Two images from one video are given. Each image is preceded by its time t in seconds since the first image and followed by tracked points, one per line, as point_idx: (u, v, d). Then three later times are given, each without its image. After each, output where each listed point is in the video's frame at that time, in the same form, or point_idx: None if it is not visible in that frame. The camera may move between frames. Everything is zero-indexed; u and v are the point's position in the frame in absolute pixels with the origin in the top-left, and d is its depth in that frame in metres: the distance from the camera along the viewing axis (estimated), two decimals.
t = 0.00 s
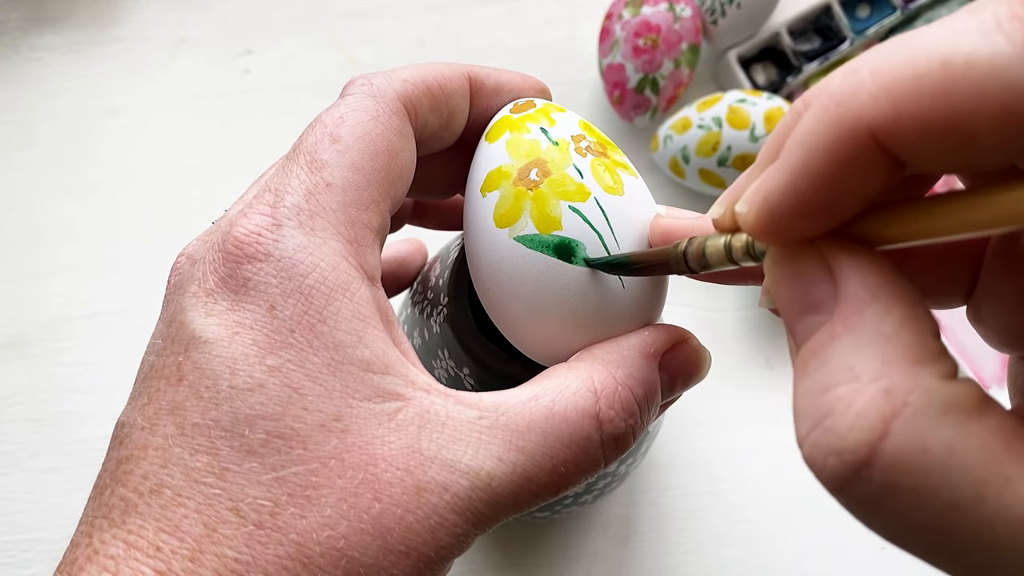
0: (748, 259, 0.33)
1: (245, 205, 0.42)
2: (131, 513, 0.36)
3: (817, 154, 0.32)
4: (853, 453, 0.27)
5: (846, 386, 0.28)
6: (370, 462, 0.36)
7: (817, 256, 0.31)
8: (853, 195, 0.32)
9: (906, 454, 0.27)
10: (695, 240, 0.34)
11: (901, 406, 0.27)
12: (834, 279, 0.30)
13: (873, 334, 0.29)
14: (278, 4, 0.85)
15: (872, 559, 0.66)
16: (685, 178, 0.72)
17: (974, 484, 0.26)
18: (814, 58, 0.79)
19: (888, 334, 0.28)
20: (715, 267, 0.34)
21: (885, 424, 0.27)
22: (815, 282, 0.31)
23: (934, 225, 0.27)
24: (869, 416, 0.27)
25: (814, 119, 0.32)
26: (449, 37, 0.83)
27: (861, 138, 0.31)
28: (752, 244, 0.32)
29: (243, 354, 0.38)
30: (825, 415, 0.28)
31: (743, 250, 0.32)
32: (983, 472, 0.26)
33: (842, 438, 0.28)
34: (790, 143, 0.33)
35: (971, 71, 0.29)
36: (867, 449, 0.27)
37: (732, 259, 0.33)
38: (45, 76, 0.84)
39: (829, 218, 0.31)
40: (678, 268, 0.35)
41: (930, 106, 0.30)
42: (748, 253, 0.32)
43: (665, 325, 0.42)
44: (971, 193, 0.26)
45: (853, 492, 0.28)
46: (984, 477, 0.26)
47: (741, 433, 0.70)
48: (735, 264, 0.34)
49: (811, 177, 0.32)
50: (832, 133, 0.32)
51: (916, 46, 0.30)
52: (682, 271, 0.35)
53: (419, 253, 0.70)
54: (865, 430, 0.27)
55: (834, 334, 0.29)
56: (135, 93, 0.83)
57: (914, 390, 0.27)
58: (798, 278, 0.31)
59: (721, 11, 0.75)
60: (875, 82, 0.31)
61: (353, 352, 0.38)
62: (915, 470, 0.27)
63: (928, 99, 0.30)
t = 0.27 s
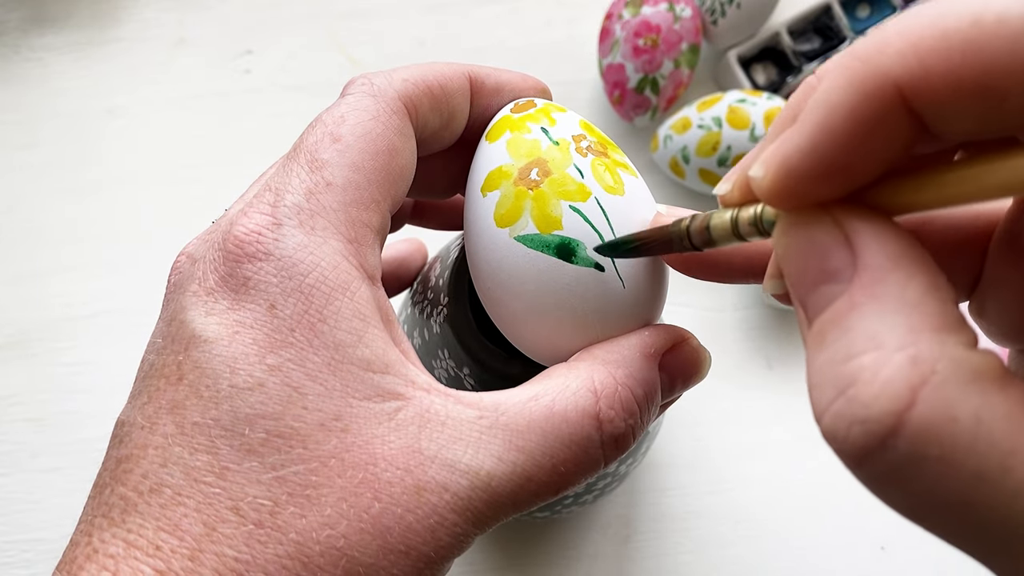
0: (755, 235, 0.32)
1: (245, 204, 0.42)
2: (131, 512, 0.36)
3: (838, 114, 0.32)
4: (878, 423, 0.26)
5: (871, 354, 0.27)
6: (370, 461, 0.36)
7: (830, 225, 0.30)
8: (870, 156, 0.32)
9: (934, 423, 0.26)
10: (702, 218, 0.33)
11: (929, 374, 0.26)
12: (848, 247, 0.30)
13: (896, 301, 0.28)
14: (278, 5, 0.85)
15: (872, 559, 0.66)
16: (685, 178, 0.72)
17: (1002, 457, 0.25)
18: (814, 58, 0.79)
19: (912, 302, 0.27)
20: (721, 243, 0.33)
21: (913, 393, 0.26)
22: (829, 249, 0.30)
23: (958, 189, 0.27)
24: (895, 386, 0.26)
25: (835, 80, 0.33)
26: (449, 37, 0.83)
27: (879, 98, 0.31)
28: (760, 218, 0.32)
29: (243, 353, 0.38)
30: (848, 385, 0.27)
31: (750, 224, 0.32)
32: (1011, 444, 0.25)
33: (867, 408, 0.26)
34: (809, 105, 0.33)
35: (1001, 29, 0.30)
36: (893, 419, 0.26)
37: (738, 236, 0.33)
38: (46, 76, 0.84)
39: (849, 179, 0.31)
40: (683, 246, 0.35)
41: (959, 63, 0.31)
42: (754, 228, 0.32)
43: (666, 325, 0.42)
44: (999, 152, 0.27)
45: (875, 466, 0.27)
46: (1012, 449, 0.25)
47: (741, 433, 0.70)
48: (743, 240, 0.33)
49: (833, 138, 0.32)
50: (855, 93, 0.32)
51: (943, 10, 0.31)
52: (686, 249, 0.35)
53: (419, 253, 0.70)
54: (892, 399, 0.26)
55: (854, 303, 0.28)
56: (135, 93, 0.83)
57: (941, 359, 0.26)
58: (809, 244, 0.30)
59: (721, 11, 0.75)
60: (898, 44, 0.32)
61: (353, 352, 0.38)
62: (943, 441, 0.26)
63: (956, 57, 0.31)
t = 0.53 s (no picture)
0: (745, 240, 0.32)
1: (245, 203, 0.42)
2: (130, 511, 0.36)
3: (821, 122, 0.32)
4: (865, 422, 0.27)
5: (857, 354, 0.27)
6: (370, 460, 0.36)
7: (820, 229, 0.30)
8: (855, 161, 0.32)
9: (920, 421, 0.26)
10: (689, 223, 0.33)
11: (915, 373, 0.26)
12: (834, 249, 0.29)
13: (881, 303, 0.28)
14: (278, 4, 0.85)
15: (873, 559, 0.66)
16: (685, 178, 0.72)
17: (990, 455, 0.25)
18: (814, 58, 0.79)
19: (899, 303, 0.27)
20: (711, 246, 0.33)
21: (899, 392, 0.26)
22: (816, 252, 0.30)
23: (954, 191, 0.26)
24: (881, 385, 0.26)
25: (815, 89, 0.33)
26: (449, 37, 0.83)
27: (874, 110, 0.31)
28: (749, 222, 0.31)
29: (243, 351, 0.38)
30: (835, 386, 0.27)
31: (739, 228, 0.32)
32: (999, 442, 0.25)
33: (853, 408, 0.27)
34: (793, 112, 0.33)
35: (982, 34, 0.30)
36: (879, 418, 0.26)
37: (728, 240, 0.32)
38: (46, 76, 0.84)
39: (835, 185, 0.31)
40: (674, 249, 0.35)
41: (938, 70, 0.31)
42: (744, 233, 0.32)
43: (665, 325, 0.42)
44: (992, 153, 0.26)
45: (865, 465, 0.27)
46: (1000, 448, 0.25)
47: (741, 433, 0.70)
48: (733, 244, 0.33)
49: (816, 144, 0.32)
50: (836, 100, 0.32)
51: (921, 15, 0.31)
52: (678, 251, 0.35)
53: (419, 253, 0.70)
54: (878, 398, 0.26)
55: (842, 305, 0.28)
56: (136, 93, 0.83)
57: (927, 358, 0.26)
58: (797, 248, 0.30)
59: (721, 11, 0.75)
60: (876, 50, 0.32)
61: (353, 351, 0.38)
62: (930, 439, 0.26)
63: (936, 63, 0.31)
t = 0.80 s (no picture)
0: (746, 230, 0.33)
1: (245, 202, 0.42)
2: (130, 510, 0.36)
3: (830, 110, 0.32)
4: (878, 416, 0.26)
5: (869, 346, 0.27)
6: (370, 459, 0.36)
7: (822, 215, 0.30)
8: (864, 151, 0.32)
9: (934, 415, 0.26)
10: (693, 211, 0.34)
11: (929, 365, 0.26)
12: (842, 242, 0.29)
13: (892, 296, 0.28)
14: (278, 4, 0.85)
15: (873, 560, 0.66)
16: (685, 178, 0.72)
17: (1002, 449, 0.25)
18: (814, 58, 0.79)
19: (910, 296, 0.27)
20: (712, 237, 0.34)
21: (912, 385, 0.26)
22: (823, 244, 0.30)
23: (947, 185, 0.27)
24: (895, 379, 0.26)
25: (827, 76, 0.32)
26: (449, 37, 0.84)
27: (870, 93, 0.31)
28: (751, 213, 0.32)
29: (243, 350, 0.38)
30: (847, 379, 0.27)
31: (741, 219, 0.32)
32: (1011, 435, 0.25)
33: (866, 402, 0.27)
34: (801, 100, 0.33)
35: (996, 24, 0.29)
36: (892, 412, 0.26)
37: (730, 231, 0.33)
38: (46, 76, 0.84)
39: (841, 176, 0.31)
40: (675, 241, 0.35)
41: (952, 59, 0.30)
42: (745, 224, 0.32)
43: (665, 325, 0.42)
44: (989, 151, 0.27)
45: (876, 461, 0.27)
46: (1012, 441, 0.25)
47: (741, 433, 0.70)
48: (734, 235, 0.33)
49: (824, 134, 0.32)
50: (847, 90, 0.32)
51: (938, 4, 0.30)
52: (675, 243, 0.35)
53: (419, 253, 0.70)
54: (891, 392, 0.26)
55: (853, 296, 0.28)
56: (136, 94, 0.83)
57: (940, 350, 0.26)
58: (803, 238, 0.30)
59: (721, 11, 0.75)
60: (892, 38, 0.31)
61: (353, 350, 0.38)
62: (944, 433, 0.26)
63: (950, 53, 0.30)
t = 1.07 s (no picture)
0: (774, 255, 0.32)
1: (245, 202, 0.42)
2: (130, 509, 0.36)
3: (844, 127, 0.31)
4: (891, 430, 0.25)
5: (882, 360, 0.26)
6: (370, 459, 0.36)
7: (845, 232, 0.30)
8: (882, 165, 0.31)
9: (948, 429, 0.25)
10: (722, 239, 0.34)
11: (943, 379, 0.25)
12: (864, 256, 0.29)
13: (908, 306, 0.27)
14: (278, 4, 0.85)
15: (874, 560, 0.66)
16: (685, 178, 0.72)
17: (1014, 465, 0.25)
18: (814, 58, 0.79)
19: (926, 307, 0.27)
20: (743, 263, 0.34)
21: (926, 399, 0.25)
22: (843, 258, 0.29)
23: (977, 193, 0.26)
24: (908, 391, 0.25)
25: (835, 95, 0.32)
26: (449, 37, 0.84)
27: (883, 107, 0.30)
28: (778, 237, 0.32)
29: (243, 350, 0.38)
30: (859, 392, 0.26)
31: (769, 243, 0.32)
32: None
33: (878, 415, 0.26)
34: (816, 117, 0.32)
35: (1005, 33, 0.28)
36: (905, 426, 0.25)
37: (759, 256, 0.33)
38: (46, 76, 0.84)
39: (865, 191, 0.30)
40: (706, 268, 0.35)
41: (964, 67, 0.30)
42: (774, 249, 0.32)
43: (665, 325, 0.42)
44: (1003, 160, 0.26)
45: (884, 472, 0.26)
46: None
47: (740, 433, 0.70)
48: (765, 260, 0.33)
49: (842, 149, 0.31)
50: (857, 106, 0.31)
51: (944, 12, 0.29)
52: (707, 271, 0.35)
53: (419, 253, 0.70)
54: (906, 405, 0.25)
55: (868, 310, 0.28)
56: (136, 94, 0.83)
57: (955, 364, 0.25)
58: (823, 253, 0.30)
59: (721, 11, 0.75)
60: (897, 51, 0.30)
61: (353, 350, 0.38)
62: (954, 448, 0.25)
63: (961, 60, 0.29)
